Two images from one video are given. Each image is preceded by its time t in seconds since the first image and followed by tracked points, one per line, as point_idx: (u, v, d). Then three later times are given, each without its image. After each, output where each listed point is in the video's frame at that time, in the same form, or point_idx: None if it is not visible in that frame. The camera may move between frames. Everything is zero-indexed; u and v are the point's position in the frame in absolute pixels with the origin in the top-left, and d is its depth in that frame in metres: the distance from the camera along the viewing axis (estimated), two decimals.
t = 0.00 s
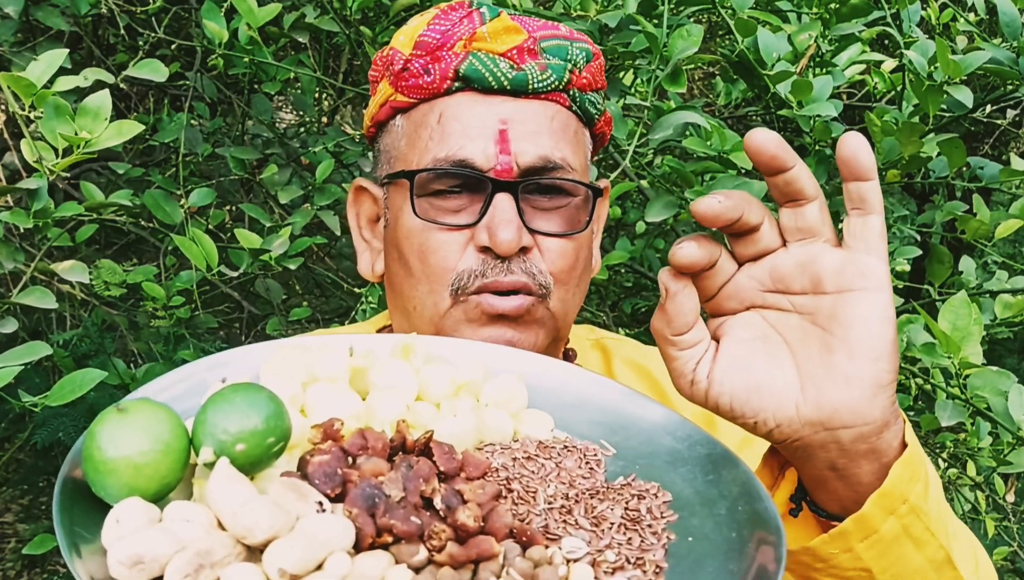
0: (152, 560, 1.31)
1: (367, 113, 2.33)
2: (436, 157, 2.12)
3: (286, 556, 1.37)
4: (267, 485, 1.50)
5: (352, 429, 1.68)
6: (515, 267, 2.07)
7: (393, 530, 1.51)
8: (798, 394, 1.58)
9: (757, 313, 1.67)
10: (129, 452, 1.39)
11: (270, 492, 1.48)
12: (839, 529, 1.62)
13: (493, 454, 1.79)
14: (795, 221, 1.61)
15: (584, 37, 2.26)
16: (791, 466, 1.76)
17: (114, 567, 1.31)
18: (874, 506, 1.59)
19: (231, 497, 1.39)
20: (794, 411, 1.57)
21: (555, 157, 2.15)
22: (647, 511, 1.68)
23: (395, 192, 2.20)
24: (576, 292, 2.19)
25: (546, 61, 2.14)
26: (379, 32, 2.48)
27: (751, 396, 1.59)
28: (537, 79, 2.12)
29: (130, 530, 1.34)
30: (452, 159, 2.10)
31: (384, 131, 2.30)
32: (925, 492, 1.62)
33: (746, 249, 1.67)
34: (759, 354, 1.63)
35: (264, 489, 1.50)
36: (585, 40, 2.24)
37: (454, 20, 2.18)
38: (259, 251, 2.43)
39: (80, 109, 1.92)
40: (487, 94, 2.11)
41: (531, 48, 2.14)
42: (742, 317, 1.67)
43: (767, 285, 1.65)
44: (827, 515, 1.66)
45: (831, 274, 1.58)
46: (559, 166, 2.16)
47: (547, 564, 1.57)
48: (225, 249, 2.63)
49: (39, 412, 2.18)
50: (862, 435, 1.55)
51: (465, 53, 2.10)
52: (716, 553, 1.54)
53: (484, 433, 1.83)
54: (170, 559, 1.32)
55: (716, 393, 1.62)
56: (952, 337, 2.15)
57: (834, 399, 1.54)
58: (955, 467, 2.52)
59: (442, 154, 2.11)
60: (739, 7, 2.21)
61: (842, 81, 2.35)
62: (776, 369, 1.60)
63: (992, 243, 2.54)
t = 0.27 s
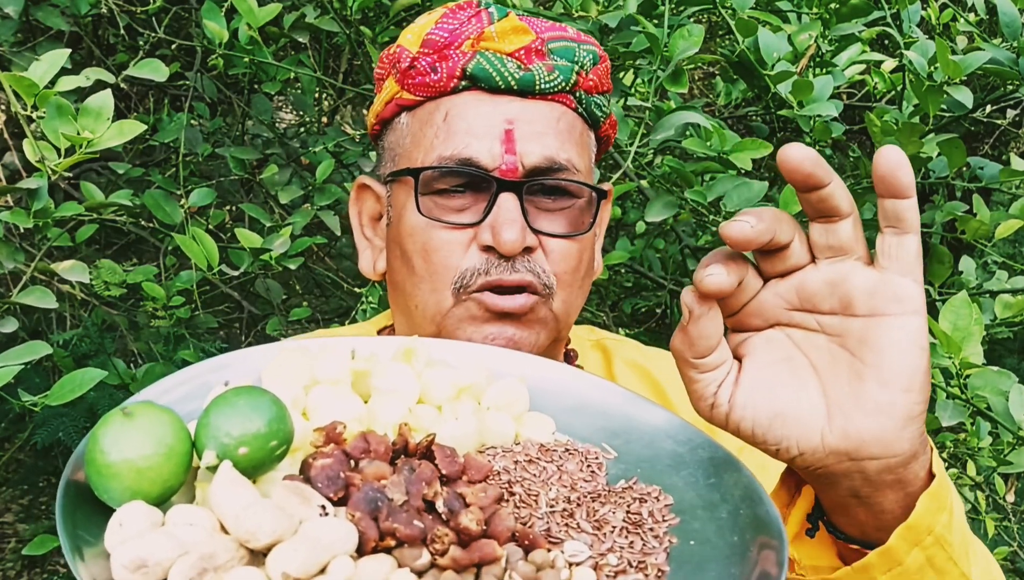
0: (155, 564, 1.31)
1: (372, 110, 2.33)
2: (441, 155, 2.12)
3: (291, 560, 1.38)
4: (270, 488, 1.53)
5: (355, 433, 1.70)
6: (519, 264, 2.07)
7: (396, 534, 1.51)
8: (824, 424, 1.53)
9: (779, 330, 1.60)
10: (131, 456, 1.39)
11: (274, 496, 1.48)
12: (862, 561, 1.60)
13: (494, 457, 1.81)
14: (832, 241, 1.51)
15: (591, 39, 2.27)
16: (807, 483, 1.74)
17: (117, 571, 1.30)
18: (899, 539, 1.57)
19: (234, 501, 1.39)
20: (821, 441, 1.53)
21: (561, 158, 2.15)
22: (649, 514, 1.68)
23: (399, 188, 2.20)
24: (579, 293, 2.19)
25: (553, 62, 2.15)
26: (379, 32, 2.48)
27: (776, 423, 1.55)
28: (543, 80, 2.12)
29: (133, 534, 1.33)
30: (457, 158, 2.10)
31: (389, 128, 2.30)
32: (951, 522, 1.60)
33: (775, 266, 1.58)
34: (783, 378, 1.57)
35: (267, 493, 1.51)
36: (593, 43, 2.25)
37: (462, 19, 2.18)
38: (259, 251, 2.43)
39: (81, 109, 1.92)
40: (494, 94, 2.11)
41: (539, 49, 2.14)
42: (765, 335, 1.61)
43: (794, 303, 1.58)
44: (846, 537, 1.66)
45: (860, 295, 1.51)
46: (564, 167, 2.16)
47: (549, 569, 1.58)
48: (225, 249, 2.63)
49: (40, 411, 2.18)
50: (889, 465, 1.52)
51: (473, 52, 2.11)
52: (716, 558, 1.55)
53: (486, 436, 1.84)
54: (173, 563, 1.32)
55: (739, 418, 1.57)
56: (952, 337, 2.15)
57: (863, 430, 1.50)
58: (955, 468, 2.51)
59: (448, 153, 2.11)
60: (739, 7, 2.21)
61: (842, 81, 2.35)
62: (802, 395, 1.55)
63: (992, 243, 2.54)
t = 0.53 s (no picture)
0: (146, 567, 1.29)
1: (377, 108, 2.33)
2: (448, 153, 2.13)
3: (282, 563, 1.37)
4: (264, 491, 1.51)
5: (351, 435, 1.68)
6: (522, 267, 2.07)
7: (389, 537, 1.49)
8: (829, 442, 1.48)
9: (783, 345, 1.57)
10: (124, 458, 1.38)
11: (267, 498, 1.46)
12: None
13: (491, 459, 1.76)
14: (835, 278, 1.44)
15: (597, 41, 2.26)
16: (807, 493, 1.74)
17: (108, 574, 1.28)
18: (904, 557, 1.57)
19: (227, 503, 1.38)
20: (825, 460, 1.47)
21: (566, 160, 2.16)
22: (645, 517, 1.65)
23: (402, 188, 2.20)
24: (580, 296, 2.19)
25: (561, 64, 2.14)
26: (379, 32, 2.48)
27: (784, 442, 1.48)
28: (551, 80, 2.12)
29: (125, 535, 1.32)
30: (463, 157, 2.11)
31: (394, 128, 2.31)
32: (957, 536, 1.59)
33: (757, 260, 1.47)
34: (790, 392, 1.51)
35: (261, 495, 1.50)
36: (598, 45, 2.25)
37: (469, 19, 2.18)
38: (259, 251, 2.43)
39: (80, 109, 1.92)
40: (501, 94, 2.12)
41: (547, 50, 2.14)
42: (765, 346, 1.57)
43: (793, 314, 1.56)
44: (848, 548, 1.65)
45: (870, 314, 1.48)
46: (568, 168, 2.17)
47: (544, 572, 1.55)
48: (225, 249, 2.63)
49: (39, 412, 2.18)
50: (892, 484, 1.49)
51: (481, 51, 2.11)
52: (712, 561, 1.53)
53: (483, 437, 1.81)
54: (165, 565, 1.31)
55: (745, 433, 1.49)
56: (952, 337, 2.15)
57: (869, 451, 1.46)
58: (955, 468, 2.51)
59: (454, 151, 2.12)
60: (739, 7, 2.21)
61: (843, 81, 2.34)
62: (807, 411, 1.49)
63: (992, 243, 2.54)
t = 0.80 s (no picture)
0: (136, 550, 1.31)
1: (380, 105, 2.32)
2: (454, 152, 2.12)
3: (273, 547, 1.39)
4: (256, 477, 1.52)
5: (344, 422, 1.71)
6: (528, 265, 2.07)
7: (380, 523, 1.51)
8: (809, 378, 1.65)
9: (767, 292, 1.79)
10: (116, 442, 1.39)
11: (259, 484, 1.48)
12: (848, 520, 1.66)
13: (485, 449, 1.79)
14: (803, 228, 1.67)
15: (602, 43, 2.26)
16: (796, 449, 1.81)
17: (98, 557, 1.30)
18: (885, 496, 1.64)
19: (219, 488, 1.40)
20: (805, 395, 1.64)
21: (572, 160, 2.16)
22: (640, 507, 1.67)
23: (407, 185, 2.20)
24: (584, 292, 2.19)
25: (567, 64, 2.15)
26: (379, 32, 2.49)
27: (768, 373, 1.66)
28: (557, 81, 2.12)
29: (116, 520, 1.33)
30: (470, 156, 2.10)
31: (397, 124, 2.30)
32: (937, 482, 1.67)
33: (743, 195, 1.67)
34: (775, 330, 1.71)
35: (252, 481, 1.51)
36: (603, 47, 2.25)
37: (477, 18, 2.17)
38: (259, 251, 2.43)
39: (80, 109, 1.92)
40: (507, 93, 2.12)
41: (553, 50, 2.14)
42: (753, 292, 1.78)
43: (776, 265, 1.78)
44: (832, 502, 1.72)
45: (841, 260, 1.68)
46: (574, 168, 2.16)
47: (536, 560, 1.56)
48: (225, 249, 2.63)
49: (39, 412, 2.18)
50: (871, 422, 1.61)
51: (488, 51, 2.11)
52: (709, 549, 1.52)
53: (478, 428, 1.83)
54: (155, 548, 1.33)
55: (735, 362, 1.67)
56: (952, 337, 2.14)
57: (845, 384, 1.61)
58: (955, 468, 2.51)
59: (461, 150, 2.12)
60: (739, 7, 2.21)
61: (842, 81, 2.35)
62: (789, 348, 1.69)
63: (992, 243, 2.54)
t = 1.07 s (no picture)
0: (120, 570, 1.30)
1: (389, 102, 2.32)
2: (461, 149, 2.12)
3: (254, 566, 1.39)
4: (242, 492, 1.51)
5: (330, 435, 1.69)
6: (531, 264, 2.07)
7: (364, 540, 1.50)
8: (821, 391, 1.55)
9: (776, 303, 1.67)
10: (101, 460, 1.38)
11: (244, 500, 1.46)
12: (855, 534, 1.57)
13: (475, 459, 1.78)
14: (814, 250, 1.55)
15: (611, 46, 2.27)
16: (804, 458, 1.68)
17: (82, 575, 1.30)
18: (894, 511, 1.56)
19: (203, 506, 1.39)
20: (816, 408, 1.54)
21: (578, 160, 2.16)
22: (628, 519, 1.67)
23: (412, 181, 2.20)
24: (586, 295, 2.19)
25: (576, 65, 2.15)
26: (379, 32, 2.49)
27: (778, 385, 1.56)
28: (566, 82, 2.12)
29: (100, 539, 1.33)
30: (476, 153, 2.10)
31: (405, 121, 2.29)
32: (945, 497, 1.59)
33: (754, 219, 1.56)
34: (785, 341, 1.60)
35: (238, 497, 1.50)
36: (613, 50, 2.26)
37: (488, 17, 2.17)
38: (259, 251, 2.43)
39: (80, 109, 1.92)
40: (516, 92, 2.12)
41: (563, 51, 2.14)
42: (762, 302, 1.67)
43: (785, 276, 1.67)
44: (840, 514, 1.63)
45: (854, 271, 1.57)
46: (579, 169, 2.16)
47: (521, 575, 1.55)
48: (225, 249, 2.63)
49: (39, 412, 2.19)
50: (883, 436, 1.52)
51: (499, 49, 2.10)
52: (692, 562, 1.55)
53: (468, 437, 1.82)
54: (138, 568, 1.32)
55: (744, 374, 1.57)
56: (952, 337, 2.15)
57: (858, 397, 1.52)
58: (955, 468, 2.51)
59: (468, 147, 2.11)
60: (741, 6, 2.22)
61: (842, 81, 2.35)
62: (800, 360, 1.58)
63: (992, 243, 2.54)
